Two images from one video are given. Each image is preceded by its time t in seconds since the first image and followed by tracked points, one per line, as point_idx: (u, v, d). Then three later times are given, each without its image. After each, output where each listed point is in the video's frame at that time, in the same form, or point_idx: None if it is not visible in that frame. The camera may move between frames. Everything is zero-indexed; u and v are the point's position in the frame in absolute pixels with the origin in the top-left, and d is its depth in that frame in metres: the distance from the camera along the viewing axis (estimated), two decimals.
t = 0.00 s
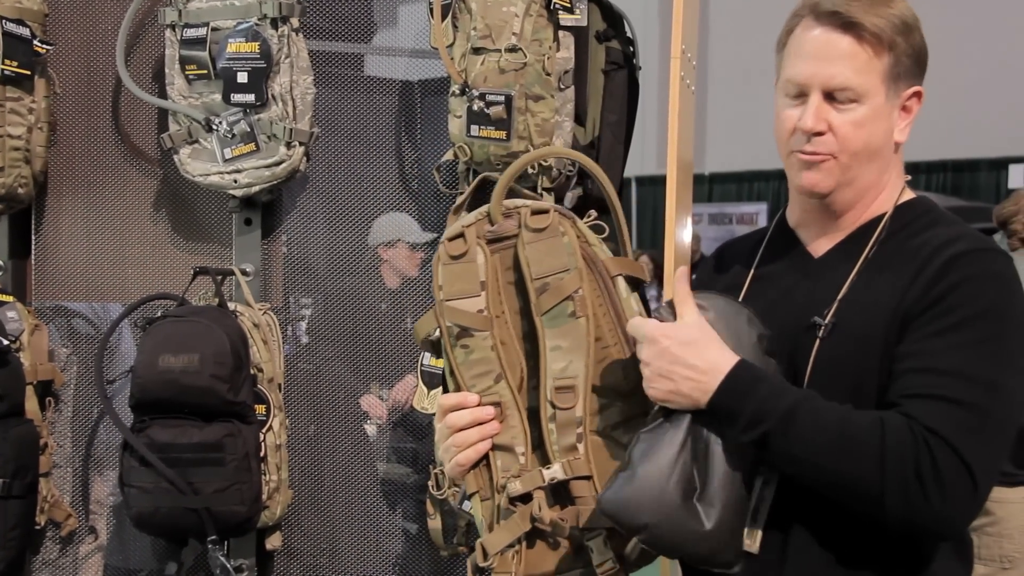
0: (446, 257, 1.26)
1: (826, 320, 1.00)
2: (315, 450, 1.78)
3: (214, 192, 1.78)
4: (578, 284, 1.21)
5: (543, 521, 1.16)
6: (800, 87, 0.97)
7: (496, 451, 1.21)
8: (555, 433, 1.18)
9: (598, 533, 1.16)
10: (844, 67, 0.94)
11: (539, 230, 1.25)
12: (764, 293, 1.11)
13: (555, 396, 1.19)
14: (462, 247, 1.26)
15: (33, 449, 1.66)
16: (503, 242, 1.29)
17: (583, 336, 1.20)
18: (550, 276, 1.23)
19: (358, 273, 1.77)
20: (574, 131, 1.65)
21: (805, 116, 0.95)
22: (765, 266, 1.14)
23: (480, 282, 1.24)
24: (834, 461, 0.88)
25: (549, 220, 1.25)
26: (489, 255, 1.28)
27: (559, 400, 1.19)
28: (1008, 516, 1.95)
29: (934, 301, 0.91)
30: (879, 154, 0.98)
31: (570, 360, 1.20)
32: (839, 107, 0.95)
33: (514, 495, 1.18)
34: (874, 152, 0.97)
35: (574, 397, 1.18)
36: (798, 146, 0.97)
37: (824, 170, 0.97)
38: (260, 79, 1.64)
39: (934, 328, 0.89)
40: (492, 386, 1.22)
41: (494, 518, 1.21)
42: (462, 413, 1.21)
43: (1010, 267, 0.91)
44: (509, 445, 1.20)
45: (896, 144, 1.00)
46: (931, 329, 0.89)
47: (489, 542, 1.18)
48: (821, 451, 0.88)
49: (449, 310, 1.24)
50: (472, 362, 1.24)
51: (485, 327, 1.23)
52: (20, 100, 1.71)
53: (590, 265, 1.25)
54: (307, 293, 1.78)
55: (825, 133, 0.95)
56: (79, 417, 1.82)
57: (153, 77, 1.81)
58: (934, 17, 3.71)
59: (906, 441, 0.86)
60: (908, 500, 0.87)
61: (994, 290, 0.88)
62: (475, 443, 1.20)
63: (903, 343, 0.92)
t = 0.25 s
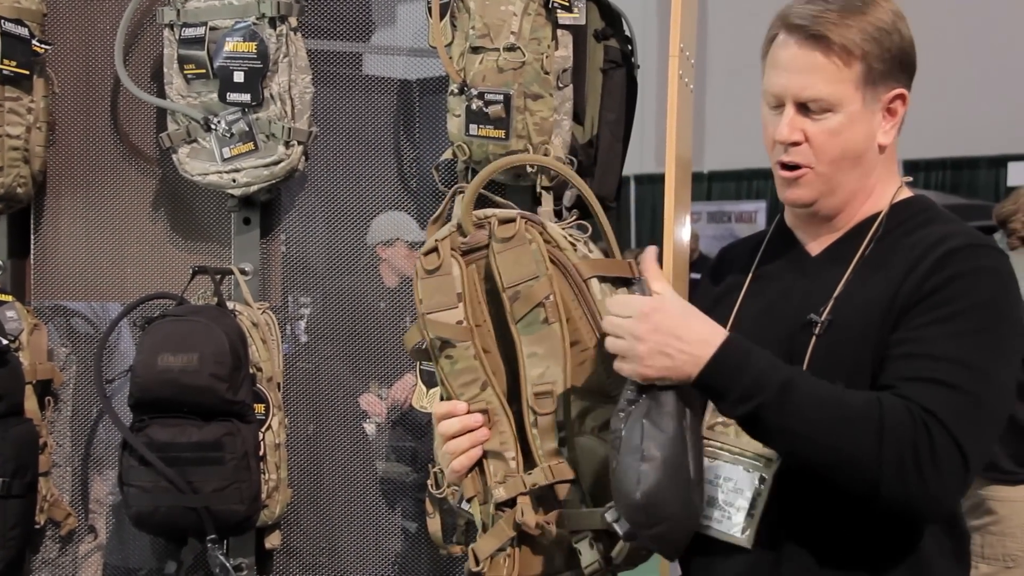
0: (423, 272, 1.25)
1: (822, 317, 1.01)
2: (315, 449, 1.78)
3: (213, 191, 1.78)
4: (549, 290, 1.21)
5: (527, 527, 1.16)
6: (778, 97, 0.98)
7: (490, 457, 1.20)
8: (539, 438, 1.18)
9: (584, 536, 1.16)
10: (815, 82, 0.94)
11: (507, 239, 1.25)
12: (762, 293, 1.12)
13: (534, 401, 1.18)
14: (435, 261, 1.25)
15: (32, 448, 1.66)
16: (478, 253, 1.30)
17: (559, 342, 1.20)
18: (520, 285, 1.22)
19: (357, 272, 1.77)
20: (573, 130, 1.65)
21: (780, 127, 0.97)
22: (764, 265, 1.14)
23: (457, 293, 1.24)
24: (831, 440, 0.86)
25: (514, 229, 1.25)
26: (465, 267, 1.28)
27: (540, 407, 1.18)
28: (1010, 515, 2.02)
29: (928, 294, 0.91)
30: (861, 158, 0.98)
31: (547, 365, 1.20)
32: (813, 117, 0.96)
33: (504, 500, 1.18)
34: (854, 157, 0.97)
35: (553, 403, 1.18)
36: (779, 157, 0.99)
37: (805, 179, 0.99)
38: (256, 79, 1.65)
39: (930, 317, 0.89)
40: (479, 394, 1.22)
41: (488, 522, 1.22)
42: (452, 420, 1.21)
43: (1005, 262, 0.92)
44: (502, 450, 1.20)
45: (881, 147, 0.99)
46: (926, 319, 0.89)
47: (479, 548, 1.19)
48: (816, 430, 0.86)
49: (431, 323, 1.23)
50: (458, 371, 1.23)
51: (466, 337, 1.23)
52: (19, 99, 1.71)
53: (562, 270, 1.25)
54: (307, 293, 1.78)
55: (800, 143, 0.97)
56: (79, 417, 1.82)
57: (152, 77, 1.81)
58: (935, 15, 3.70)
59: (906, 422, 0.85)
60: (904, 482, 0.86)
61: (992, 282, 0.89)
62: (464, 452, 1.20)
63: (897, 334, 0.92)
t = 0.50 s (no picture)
0: (443, 237, 1.25)
1: (815, 310, 1.02)
2: (315, 447, 1.78)
3: (213, 189, 1.78)
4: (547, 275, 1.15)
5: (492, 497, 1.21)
6: (786, 88, 1.00)
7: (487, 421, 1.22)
8: (527, 416, 1.17)
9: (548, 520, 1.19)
10: (829, 69, 0.96)
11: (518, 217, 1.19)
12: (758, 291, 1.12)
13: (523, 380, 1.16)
14: (455, 228, 1.23)
15: (33, 446, 1.66)
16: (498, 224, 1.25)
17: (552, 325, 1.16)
18: (522, 266, 1.17)
19: (357, 270, 1.77)
20: (573, 128, 1.65)
21: (789, 116, 0.98)
22: (763, 261, 1.15)
23: (470, 262, 1.22)
24: (797, 401, 0.84)
25: (524, 208, 1.19)
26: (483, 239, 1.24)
27: (528, 388, 1.16)
28: (1015, 515, 1.88)
29: (914, 276, 0.93)
30: (866, 152, 1.00)
31: (539, 347, 1.16)
32: (821, 108, 0.98)
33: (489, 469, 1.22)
34: (861, 151, 0.99)
35: (542, 384, 1.15)
36: (786, 146, 1.00)
37: (812, 170, 1.00)
38: (260, 76, 1.65)
39: (914, 297, 0.91)
40: (484, 360, 1.23)
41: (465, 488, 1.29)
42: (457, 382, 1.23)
43: (990, 248, 0.94)
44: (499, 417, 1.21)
45: (885, 143, 1.01)
46: (910, 297, 0.91)
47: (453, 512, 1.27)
48: (781, 389, 0.84)
49: (447, 286, 1.25)
50: (467, 335, 1.25)
51: (474, 306, 1.23)
52: (19, 98, 1.71)
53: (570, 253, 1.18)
54: (307, 290, 1.78)
55: (808, 132, 0.98)
56: (79, 415, 1.82)
57: (152, 75, 1.81)
58: (935, 14, 3.71)
59: (875, 385, 0.85)
60: (870, 444, 0.85)
61: (981, 267, 0.91)
62: (467, 416, 1.22)
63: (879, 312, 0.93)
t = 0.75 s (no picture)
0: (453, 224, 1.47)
1: (808, 302, 1.04)
2: (317, 446, 1.78)
3: (215, 188, 1.78)
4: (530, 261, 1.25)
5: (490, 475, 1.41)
6: (786, 80, 1.03)
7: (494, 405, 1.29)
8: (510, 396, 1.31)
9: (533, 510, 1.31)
10: (830, 62, 0.99)
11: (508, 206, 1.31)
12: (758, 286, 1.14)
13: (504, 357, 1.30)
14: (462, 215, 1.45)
15: (35, 445, 1.66)
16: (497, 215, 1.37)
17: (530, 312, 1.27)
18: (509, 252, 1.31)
19: (359, 268, 1.77)
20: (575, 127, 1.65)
21: (788, 107, 1.01)
22: (764, 256, 1.18)
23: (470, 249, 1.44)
24: (770, 376, 0.85)
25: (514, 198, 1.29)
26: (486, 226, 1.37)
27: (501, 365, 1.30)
28: (1020, 514, 1.83)
29: (902, 266, 0.94)
30: (864, 146, 1.02)
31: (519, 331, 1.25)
32: (821, 100, 1.00)
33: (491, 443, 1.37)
34: (859, 144, 1.02)
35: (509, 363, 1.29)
36: (786, 137, 1.03)
37: (811, 160, 1.02)
38: (260, 76, 1.65)
39: (900, 284, 0.92)
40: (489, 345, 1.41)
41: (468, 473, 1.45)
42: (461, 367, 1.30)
43: (981, 238, 0.94)
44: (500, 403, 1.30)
45: (884, 138, 1.03)
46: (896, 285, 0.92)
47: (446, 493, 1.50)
48: (755, 362, 0.85)
49: (456, 271, 1.48)
50: (472, 319, 1.47)
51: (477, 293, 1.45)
52: (22, 97, 1.71)
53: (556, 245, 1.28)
54: (309, 289, 1.79)
55: (807, 124, 1.00)
56: (82, 413, 1.83)
57: (154, 74, 1.81)
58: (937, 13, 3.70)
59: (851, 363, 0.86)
60: (844, 419, 0.85)
61: (972, 256, 0.91)
62: (471, 396, 1.30)
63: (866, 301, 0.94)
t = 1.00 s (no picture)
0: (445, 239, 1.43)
1: (801, 301, 1.04)
2: (318, 444, 1.78)
3: (217, 186, 1.78)
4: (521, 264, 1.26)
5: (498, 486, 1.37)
6: (780, 75, 1.04)
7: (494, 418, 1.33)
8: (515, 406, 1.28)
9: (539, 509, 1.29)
10: (822, 57, 1.00)
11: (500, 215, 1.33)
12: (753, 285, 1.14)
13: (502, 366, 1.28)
14: (453, 232, 1.43)
15: (37, 442, 1.67)
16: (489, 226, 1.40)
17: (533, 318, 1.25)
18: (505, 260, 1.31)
19: (360, 267, 1.77)
20: (577, 125, 1.65)
21: (781, 102, 1.02)
22: (760, 255, 1.18)
23: (467, 263, 1.41)
24: (765, 373, 0.85)
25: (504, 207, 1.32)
26: (479, 239, 1.42)
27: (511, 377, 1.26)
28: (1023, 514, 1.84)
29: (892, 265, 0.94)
30: (857, 141, 1.03)
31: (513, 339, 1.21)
32: (814, 94, 1.01)
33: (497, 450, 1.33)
34: (852, 138, 1.02)
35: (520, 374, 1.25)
36: (777, 131, 1.03)
37: (804, 154, 1.03)
38: (261, 74, 1.65)
39: (894, 280, 0.92)
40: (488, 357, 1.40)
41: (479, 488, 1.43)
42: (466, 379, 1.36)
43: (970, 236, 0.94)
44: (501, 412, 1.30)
45: (878, 134, 1.04)
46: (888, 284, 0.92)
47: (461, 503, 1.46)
48: (750, 358, 0.85)
49: (453, 289, 1.44)
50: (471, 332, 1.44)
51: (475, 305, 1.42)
52: (24, 94, 1.71)
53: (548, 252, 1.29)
54: (310, 288, 1.79)
55: (800, 118, 1.01)
56: (83, 411, 1.83)
57: (156, 72, 1.81)
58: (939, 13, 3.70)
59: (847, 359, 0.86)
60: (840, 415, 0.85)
61: (964, 255, 0.92)
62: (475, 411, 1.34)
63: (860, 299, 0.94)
